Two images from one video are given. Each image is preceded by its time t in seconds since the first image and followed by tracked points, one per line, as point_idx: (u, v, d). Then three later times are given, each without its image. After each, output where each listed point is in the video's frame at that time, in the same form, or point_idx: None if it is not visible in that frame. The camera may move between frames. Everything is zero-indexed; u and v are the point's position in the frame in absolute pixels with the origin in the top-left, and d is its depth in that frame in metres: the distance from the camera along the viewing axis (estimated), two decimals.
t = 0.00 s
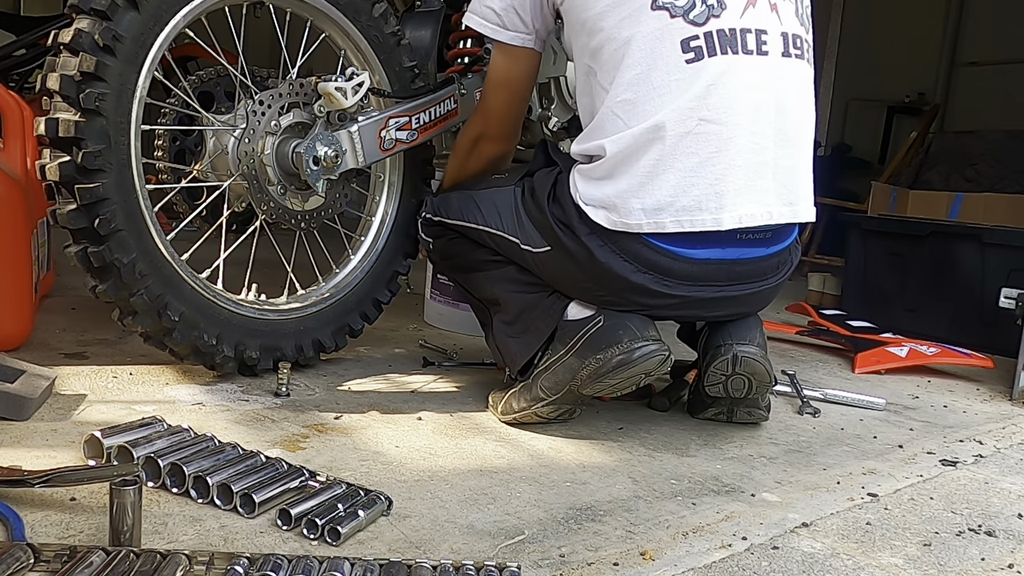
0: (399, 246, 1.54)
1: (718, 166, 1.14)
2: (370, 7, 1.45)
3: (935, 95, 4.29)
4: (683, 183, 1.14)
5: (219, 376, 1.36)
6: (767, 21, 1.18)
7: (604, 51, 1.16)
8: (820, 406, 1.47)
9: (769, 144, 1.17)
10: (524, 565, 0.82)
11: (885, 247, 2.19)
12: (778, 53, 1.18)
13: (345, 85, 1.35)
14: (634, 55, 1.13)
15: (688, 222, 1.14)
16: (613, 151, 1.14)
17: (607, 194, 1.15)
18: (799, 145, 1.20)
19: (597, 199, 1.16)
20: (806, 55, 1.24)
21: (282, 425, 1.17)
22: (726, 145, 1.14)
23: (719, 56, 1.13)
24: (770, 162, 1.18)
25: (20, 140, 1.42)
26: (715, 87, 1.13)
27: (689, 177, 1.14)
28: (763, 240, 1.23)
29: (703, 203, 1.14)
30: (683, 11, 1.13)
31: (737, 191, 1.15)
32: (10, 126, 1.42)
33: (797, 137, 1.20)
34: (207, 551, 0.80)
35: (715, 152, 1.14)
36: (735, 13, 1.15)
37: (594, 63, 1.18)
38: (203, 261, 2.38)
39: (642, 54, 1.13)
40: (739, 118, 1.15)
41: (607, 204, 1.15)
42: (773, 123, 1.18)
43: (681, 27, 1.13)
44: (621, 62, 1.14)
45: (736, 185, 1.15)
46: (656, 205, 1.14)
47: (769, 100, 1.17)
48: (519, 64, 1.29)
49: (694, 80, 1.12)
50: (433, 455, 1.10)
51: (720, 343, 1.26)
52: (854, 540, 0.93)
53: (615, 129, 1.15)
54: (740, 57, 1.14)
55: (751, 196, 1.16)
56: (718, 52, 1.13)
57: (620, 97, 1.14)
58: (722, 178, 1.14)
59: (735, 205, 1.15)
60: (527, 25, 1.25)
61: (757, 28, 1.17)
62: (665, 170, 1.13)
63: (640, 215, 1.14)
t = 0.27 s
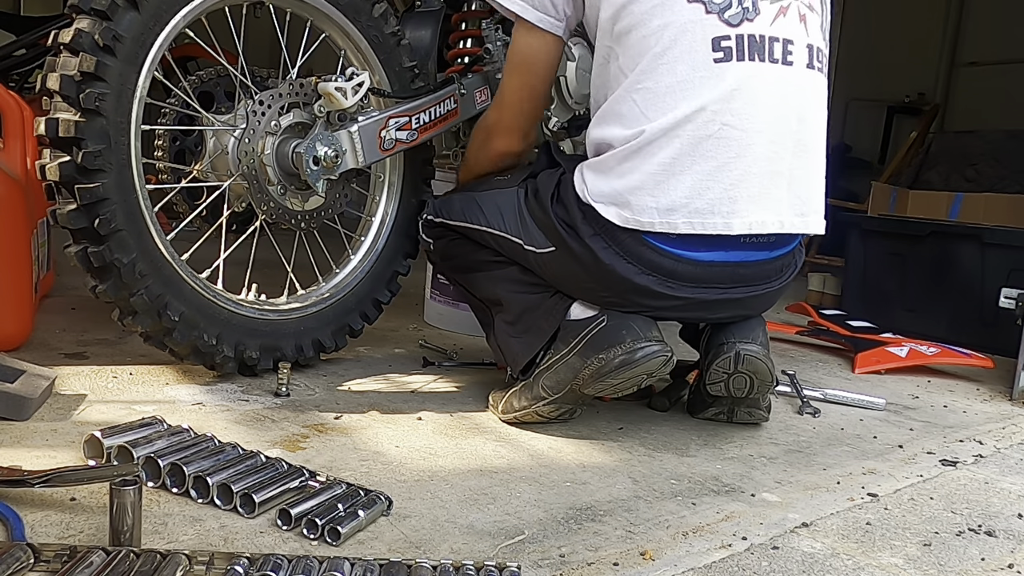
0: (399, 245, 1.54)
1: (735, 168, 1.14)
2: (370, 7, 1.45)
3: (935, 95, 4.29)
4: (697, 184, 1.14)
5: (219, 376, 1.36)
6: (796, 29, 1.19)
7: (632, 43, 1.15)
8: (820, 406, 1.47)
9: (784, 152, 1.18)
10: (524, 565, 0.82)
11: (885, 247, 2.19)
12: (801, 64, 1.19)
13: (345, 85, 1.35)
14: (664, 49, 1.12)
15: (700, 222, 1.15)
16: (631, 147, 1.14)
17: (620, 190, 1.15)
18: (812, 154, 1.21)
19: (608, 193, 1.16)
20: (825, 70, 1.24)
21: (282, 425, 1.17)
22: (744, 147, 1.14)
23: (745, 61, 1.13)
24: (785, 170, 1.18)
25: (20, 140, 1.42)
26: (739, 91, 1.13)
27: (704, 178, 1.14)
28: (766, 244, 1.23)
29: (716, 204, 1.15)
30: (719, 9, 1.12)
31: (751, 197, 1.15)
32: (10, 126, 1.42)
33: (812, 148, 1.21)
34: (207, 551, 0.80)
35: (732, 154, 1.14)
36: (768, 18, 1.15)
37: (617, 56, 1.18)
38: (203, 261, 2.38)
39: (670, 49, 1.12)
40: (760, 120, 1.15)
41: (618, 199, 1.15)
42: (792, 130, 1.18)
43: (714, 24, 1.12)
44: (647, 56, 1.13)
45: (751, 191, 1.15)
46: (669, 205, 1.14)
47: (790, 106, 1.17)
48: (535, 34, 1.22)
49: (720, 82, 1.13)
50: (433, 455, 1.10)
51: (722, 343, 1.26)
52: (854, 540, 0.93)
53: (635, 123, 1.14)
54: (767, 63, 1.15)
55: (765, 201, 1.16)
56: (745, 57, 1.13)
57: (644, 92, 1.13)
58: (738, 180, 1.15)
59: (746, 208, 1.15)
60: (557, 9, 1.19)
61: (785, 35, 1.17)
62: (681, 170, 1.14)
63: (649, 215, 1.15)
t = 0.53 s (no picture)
0: (398, 245, 1.54)
1: (736, 149, 1.02)
2: (370, 7, 1.45)
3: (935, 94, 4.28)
4: (698, 171, 1.02)
5: (219, 376, 1.36)
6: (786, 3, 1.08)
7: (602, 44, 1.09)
8: (820, 406, 1.47)
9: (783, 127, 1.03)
10: (524, 565, 0.82)
11: (884, 247, 2.17)
12: (796, 40, 1.06)
13: (345, 85, 1.35)
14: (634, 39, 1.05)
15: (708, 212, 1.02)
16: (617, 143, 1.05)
17: (617, 192, 1.06)
18: (828, 132, 1.07)
19: (602, 199, 1.08)
20: (836, 51, 1.11)
21: (282, 425, 1.17)
22: (747, 125, 1.02)
23: (725, 33, 1.03)
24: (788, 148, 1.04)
25: (20, 140, 1.42)
26: (725, 64, 1.03)
27: (703, 163, 1.02)
28: (790, 276, 1.10)
29: (725, 192, 1.02)
30: None
31: (757, 179, 1.02)
32: (10, 126, 1.42)
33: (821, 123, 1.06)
34: (207, 551, 0.80)
35: (732, 133, 1.02)
36: None
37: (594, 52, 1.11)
38: (203, 261, 2.38)
39: (640, 37, 1.05)
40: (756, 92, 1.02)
41: (617, 204, 1.06)
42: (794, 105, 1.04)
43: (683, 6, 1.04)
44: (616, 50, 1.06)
45: (755, 173, 1.02)
46: (668, 197, 1.03)
47: (793, 80, 1.05)
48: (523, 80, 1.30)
49: (697, 58, 1.03)
50: (433, 455, 1.10)
51: (702, 413, 1.21)
52: (854, 540, 0.93)
53: (615, 119, 1.06)
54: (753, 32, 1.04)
55: (778, 186, 1.03)
56: (723, 30, 1.03)
57: (618, 85, 1.05)
58: (739, 159, 1.02)
59: (752, 193, 1.02)
60: (547, 57, 1.25)
61: (771, 9, 1.06)
62: (678, 157, 1.02)
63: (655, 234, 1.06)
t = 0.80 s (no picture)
0: (399, 245, 1.54)
1: (801, 191, 0.92)
2: (369, 7, 1.45)
3: (935, 94, 4.28)
4: (762, 216, 0.92)
5: (219, 376, 1.36)
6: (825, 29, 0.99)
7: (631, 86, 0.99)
8: (820, 406, 1.48)
9: (844, 160, 0.94)
10: (524, 565, 0.82)
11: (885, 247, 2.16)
12: (842, 65, 0.97)
13: (345, 85, 1.34)
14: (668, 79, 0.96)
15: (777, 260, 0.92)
16: (666, 190, 0.94)
17: (673, 244, 0.95)
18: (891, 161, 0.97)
19: (650, 252, 0.97)
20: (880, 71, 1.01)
21: (282, 425, 1.17)
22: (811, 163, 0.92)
23: (772, 67, 0.94)
24: (850, 184, 0.94)
25: (20, 140, 1.43)
26: (778, 98, 0.93)
27: (769, 206, 0.92)
28: (844, 343, 1.03)
29: (794, 238, 0.92)
30: (723, 28, 0.96)
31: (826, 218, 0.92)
32: (10, 126, 1.43)
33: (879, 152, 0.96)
34: (207, 551, 0.80)
35: (795, 172, 0.92)
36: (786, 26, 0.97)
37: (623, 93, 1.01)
38: (203, 261, 2.38)
39: (672, 76, 0.96)
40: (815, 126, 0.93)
41: (673, 258, 0.95)
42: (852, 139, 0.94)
43: (717, 42, 0.95)
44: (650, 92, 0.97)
45: (824, 211, 0.92)
46: (736, 245, 0.92)
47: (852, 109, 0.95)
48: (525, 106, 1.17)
49: (741, 95, 0.93)
50: (433, 455, 1.10)
51: (709, 434, 1.18)
52: (854, 540, 0.93)
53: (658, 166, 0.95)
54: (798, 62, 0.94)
55: (849, 227, 0.93)
56: (768, 64, 0.94)
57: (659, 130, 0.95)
58: (804, 201, 0.92)
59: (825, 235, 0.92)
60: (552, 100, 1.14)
61: (810, 37, 0.97)
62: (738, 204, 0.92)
63: (707, 299, 0.97)
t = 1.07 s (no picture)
0: (398, 246, 1.54)
1: (788, 193, 0.92)
2: (369, 7, 1.45)
3: (935, 94, 4.27)
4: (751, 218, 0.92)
5: (219, 376, 1.36)
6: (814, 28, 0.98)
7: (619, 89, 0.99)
8: (820, 406, 1.48)
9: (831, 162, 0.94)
10: (524, 565, 0.82)
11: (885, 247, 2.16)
12: (831, 64, 0.96)
13: (345, 85, 1.34)
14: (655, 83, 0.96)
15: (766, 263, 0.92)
16: (655, 194, 0.94)
17: (663, 247, 0.94)
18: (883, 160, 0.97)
19: (641, 256, 0.97)
20: (871, 68, 1.00)
21: (282, 425, 1.17)
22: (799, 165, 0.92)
23: (757, 68, 0.94)
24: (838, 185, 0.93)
25: (20, 140, 1.43)
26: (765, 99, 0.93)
27: (755, 208, 0.92)
28: (837, 341, 1.02)
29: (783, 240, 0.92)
30: (709, 29, 0.96)
31: (813, 219, 0.92)
32: (10, 127, 1.43)
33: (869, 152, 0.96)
34: (207, 551, 0.80)
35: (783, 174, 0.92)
36: (775, 27, 0.97)
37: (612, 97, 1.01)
38: (203, 261, 2.38)
39: (659, 80, 0.96)
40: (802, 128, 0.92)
41: (663, 261, 0.95)
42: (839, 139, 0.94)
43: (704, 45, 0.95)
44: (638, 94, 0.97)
45: (812, 212, 0.92)
46: (724, 248, 0.92)
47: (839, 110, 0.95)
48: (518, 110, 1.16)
49: (728, 97, 0.93)
50: (433, 455, 1.10)
51: (708, 435, 1.18)
52: (854, 540, 0.93)
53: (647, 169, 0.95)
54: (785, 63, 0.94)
55: (837, 228, 0.93)
56: (754, 66, 0.94)
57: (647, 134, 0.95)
58: (792, 203, 0.92)
59: (813, 237, 0.92)
60: (543, 102, 1.14)
61: (798, 36, 0.97)
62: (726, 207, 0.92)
63: (699, 301, 0.96)
